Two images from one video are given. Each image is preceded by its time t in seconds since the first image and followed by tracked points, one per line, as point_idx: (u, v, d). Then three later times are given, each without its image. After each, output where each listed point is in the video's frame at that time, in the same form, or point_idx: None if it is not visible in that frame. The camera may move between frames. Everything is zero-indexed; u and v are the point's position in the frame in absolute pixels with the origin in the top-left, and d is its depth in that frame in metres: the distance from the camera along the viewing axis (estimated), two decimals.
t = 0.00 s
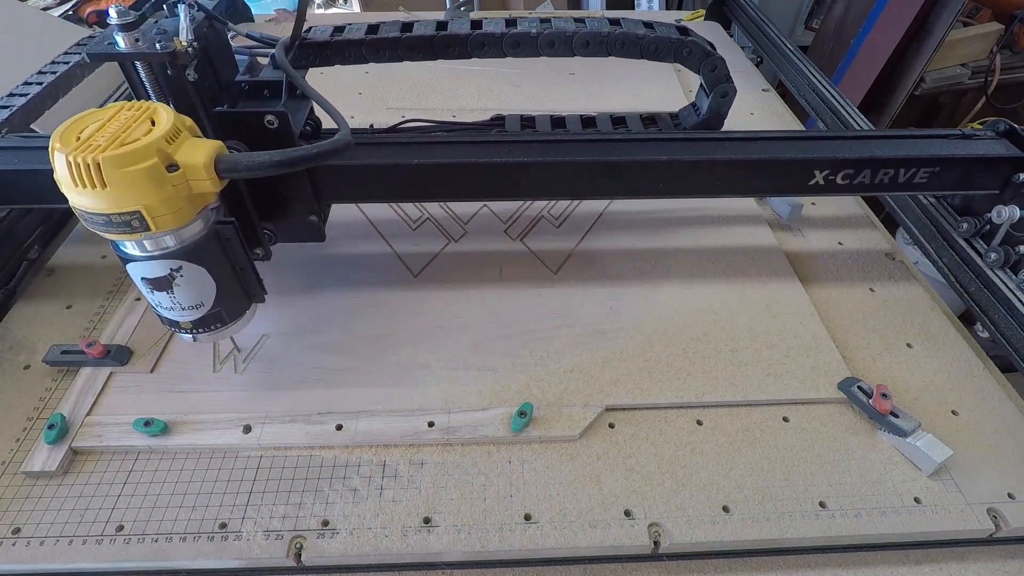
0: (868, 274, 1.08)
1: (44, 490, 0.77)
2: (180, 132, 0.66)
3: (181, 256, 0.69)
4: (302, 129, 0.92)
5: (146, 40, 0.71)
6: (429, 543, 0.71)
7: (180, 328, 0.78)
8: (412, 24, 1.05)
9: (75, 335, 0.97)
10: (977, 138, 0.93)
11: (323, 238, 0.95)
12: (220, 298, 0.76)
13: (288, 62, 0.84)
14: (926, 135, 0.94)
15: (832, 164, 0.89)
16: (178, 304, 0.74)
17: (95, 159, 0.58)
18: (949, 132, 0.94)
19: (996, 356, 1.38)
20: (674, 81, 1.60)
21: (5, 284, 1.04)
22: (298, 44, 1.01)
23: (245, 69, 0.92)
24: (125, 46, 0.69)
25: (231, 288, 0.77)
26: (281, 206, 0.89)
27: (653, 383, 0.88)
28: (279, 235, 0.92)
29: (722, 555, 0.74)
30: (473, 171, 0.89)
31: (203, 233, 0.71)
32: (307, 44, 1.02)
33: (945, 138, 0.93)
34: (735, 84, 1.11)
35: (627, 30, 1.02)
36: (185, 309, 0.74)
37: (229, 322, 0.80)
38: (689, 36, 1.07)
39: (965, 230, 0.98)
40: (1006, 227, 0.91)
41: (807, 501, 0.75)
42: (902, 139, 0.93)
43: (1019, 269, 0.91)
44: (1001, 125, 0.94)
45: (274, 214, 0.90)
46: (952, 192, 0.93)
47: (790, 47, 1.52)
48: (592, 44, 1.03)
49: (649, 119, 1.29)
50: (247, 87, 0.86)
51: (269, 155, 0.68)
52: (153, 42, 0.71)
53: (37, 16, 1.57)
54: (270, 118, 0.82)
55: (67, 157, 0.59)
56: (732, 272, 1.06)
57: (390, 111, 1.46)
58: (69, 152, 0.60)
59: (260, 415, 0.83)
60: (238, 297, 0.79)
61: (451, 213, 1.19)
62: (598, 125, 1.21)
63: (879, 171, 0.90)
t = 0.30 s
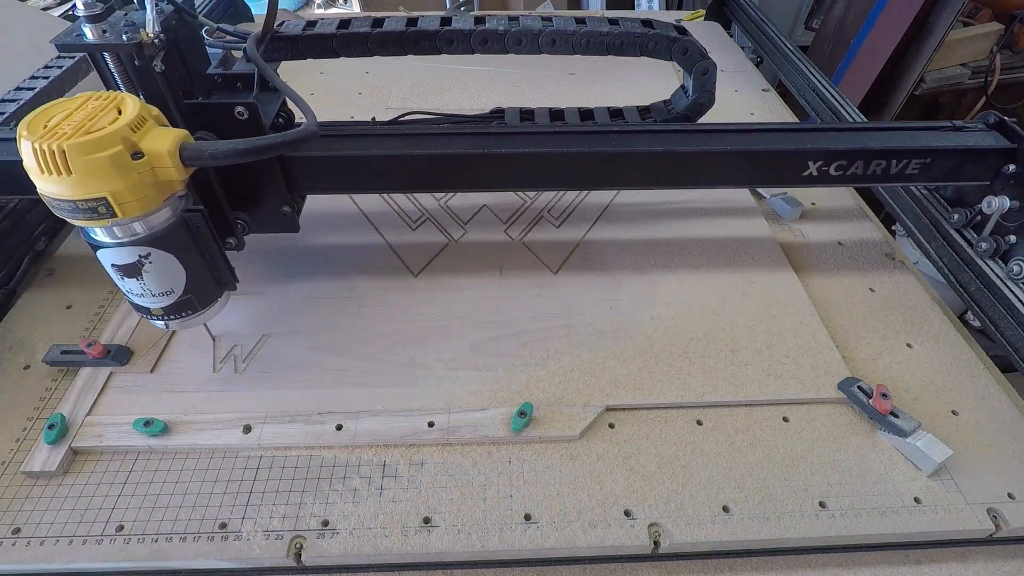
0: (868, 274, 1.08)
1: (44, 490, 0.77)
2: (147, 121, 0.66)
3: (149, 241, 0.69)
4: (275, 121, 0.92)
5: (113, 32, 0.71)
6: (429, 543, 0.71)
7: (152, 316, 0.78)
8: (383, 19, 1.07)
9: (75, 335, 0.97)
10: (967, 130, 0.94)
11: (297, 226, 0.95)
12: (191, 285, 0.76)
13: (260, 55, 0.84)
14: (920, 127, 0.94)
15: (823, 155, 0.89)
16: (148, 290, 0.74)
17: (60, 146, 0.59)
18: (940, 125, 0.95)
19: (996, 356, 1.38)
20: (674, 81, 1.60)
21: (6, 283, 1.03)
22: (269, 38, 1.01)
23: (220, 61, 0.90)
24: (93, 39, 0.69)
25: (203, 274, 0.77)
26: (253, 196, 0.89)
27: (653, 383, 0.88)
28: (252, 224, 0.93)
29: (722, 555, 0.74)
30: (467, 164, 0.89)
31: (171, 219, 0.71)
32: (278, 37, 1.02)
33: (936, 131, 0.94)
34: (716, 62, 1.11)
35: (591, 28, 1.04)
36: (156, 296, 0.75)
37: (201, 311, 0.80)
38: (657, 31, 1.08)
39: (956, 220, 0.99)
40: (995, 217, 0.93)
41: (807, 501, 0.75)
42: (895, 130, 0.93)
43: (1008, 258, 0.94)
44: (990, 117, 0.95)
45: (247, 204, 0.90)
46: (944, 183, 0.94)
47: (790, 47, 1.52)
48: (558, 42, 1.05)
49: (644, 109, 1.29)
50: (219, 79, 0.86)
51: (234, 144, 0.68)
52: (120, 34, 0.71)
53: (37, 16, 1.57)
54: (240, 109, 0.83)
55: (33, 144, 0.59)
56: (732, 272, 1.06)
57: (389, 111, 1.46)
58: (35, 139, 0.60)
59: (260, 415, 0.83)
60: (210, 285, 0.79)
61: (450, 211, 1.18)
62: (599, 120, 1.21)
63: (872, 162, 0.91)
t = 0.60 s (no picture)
0: (868, 274, 1.09)
1: (44, 490, 0.77)
2: (173, 132, 0.66)
3: (176, 256, 0.69)
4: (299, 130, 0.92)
5: (139, 40, 0.72)
6: (429, 543, 0.71)
7: (174, 328, 0.78)
8: (406, 23, 1.05)
9: (75, 335, 0.97)
10: (976, 138, 0.93)
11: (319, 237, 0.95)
12: (215, 299, 0.76)
13: (282, 62, 0.81)
14: (920, 134, 0.94)
15: (832, 164, 0.89)
16: (172, 304, 0.74)
17: (87, 158, 0.58)
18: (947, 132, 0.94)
19: (996, 355, 1.38)
20: (673, 81, 1.60)
21: (6, 284, 1.04)
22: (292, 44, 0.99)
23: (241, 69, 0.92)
24: (118, 46, 0.70)
25: (227, 288, 0.77)
26: (276, 204, 0.89)
27: (653, 383, 0.88)
28: (275, 235, 0.93)
29: (722, 555, 0.74)
30: (467, 170, 0.89)
31: (199, 232, 0.71)
32: (301, 43, 1.01)
33: (945, 137, 0.93)
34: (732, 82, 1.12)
35: (619, 30, 1.04)
36: (179, 309, 0.75)
37: (224, 321, 0.80)
38: (685, 36, 1.07)
39: (965, 229, 0.98)
40: (1006, 226, 0.91)
41: (808, 501, 0.75)
42: (895, 138, 0.93)
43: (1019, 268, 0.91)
44: (1000, 125, 0.94)
45: (270, 213, 0.90)
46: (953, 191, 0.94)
47: (790, 47, 1.52)
48: (586, 43, 1.04)
49: (648, 118, 1.29)
50: (242, 86, 0.87)
51: (264, 155, 0.68)
52: (146, 42, 0.72)
53: (38, 16, 1.58)
54: (264, 118, 0.81)
55: (59, 155, 0.59)
56: (732, 272, 1.06)
57: (389, 111, 1.46)
58: (62, 150, 0.59)
59: (260, 415, 0.83)
60: (233, 296, 0.79)
61: (450, 212, 1.19)
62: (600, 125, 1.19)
63: (879, 171, 0.91)
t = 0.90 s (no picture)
0: (868, 274, 1.09)
1: (44, 490, 0.77)
2: (224, 142, 0.65)
3: (222, 271, 0.69)
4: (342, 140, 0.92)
5: (190, 53, 0.73)
6: (429, 543, 0.71)
7: (215, 342, 0.77)
8: (451, 31, 1.04)
9: (75, 335, 0.97)
10: (988, 149, 0.92)
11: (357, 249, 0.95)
12: (258, 313, 0.76)
13: (327, 70, 0.81)
14: (935, 147, 0.93)
15: (840, 176, 0.89)
16: (216, 318, 0.73)
17: (139, 170, 0.57)
18: (960, 143, 0.94)
19: (996, 355, 1.38)
20: (673, 81, 1.60)
21: (5, 284, 1.03)
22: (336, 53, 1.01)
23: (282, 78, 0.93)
24: (169, 59, 0.72)
25: (269, 301, 0.77)
26: (318, 219, 0.89)
27: (653, 383, 0.88)
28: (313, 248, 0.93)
29: (722, 555, 0.74)
30: (469, 184, 0.89)
31: (244, 247, 0.70)
32: (345, 52, 1.02)
33: (958, 149, 0.93)
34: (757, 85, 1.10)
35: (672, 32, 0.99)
36: (222, 324, 0.74)
37: (265, 335, 0.79)
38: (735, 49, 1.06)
39: (978, 243, 0.95)
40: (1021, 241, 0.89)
41: (808, 501, 0.75)
42: (907, 150, 0.93)
43: None
44: (1014, 136, 0.93)
45: (311, 226, 0.90)
46: (964, 203, 0.93)
47: (790, 47, 1.52)
48: (601, 47, 1.01)
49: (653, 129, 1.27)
50: (285, 96, 0.86)
51: (319, 165, 0.66)
52: (196, 55, 0.73)
53: (38, 17, 1.58)
54: (310, 131, 0.81)
55: (110, 167, 0.58)
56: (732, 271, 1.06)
57: (390, 111, 1.46)
58: (112, 162, 0.58)
59: (260, 415, 0.83)
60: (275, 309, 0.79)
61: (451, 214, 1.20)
62: (603, 137, 1.18)
63: (891, 184, 0.90)
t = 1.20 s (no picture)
0: (868, 274, 1.09)
1: (44, 490, 0.77)
2: (258, 117, 0.65)
3: (251, 240, 0.69)
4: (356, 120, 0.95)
5: (223, 30, 0.72)
6: (429, 543, 0.71)
7: (244, 311, 0.78)
8: (463, 15, 1.06)
9: (75, 335, 0.97)
10: (966, 129, 0.94)
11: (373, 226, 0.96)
12: (284, 283, 0.77)
13: (344, 50, 0.81)
14: (916, 127, 0.94)
15: (824, 154, 0.89)
16: (245, 287, 0.74)
17: (182, 143, 0.58)
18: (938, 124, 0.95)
19: (996, 355, 1.38)
20: (673, 81, 1.60)
21: (6, 284, 1.04)
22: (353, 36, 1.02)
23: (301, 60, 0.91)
24: (203, 36, 0.70)
25: (295, 272, 0.77)
26: (335, 195, 0.90)
27: (653, 383, 0.88)
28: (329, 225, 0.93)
29: (723, 555, 0.74)
30: (443, 164, 0.90)
31: (272, 217, 0.71)
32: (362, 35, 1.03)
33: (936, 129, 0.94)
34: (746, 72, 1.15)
35: (671, 17, 1.05)
36: (251, 293, 0.75)
37: (291, 306, 0.80)
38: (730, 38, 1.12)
39: (955, 219, 1.00)
40: (994, 216, 0.93)
41: (807, 501, 0.75)
42: (892, 129, 0.93)
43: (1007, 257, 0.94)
44: (990, 116, 0.94)
45: (329, 202, 0.90)
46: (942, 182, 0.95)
47: (790, 47, 1.52)
48: (605, 31, 1.04)
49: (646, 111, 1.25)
50: (303, 78, 0.85)
51: (343, 141, 0.67)
52: (230, 32, 0.71)
53: (38, 16, 1.58)
54: (331, 107, 0.82)
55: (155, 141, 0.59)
56: (732, 271, 1.06)
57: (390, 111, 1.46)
58: (156, 136, 0.59)
59: (260, 415, 0.83)
60: (300, 281, 0.80)
61: (450, 212, 1.18)
62: (598, 119, 1.20)
63: (871, 161, 0.91)
